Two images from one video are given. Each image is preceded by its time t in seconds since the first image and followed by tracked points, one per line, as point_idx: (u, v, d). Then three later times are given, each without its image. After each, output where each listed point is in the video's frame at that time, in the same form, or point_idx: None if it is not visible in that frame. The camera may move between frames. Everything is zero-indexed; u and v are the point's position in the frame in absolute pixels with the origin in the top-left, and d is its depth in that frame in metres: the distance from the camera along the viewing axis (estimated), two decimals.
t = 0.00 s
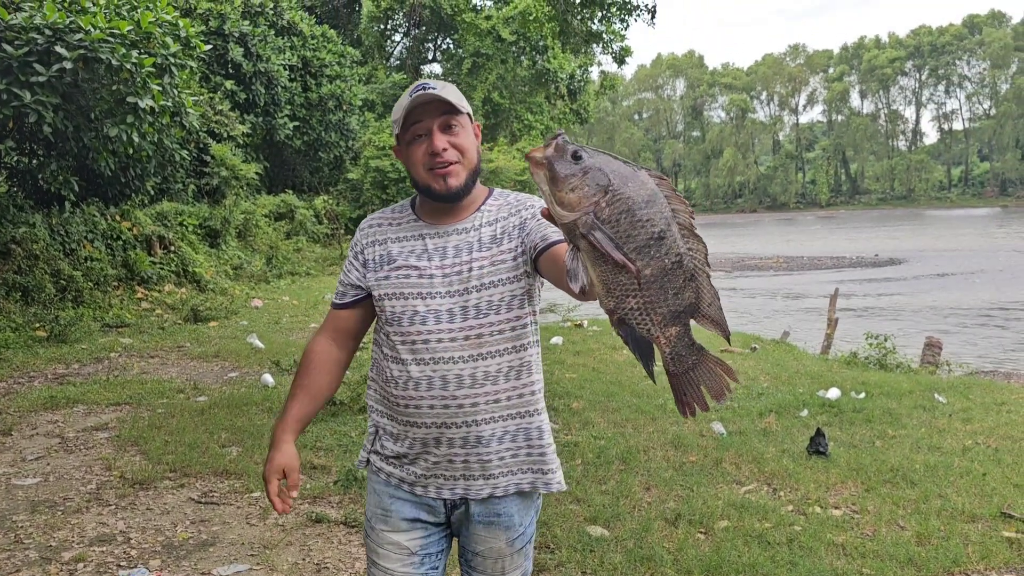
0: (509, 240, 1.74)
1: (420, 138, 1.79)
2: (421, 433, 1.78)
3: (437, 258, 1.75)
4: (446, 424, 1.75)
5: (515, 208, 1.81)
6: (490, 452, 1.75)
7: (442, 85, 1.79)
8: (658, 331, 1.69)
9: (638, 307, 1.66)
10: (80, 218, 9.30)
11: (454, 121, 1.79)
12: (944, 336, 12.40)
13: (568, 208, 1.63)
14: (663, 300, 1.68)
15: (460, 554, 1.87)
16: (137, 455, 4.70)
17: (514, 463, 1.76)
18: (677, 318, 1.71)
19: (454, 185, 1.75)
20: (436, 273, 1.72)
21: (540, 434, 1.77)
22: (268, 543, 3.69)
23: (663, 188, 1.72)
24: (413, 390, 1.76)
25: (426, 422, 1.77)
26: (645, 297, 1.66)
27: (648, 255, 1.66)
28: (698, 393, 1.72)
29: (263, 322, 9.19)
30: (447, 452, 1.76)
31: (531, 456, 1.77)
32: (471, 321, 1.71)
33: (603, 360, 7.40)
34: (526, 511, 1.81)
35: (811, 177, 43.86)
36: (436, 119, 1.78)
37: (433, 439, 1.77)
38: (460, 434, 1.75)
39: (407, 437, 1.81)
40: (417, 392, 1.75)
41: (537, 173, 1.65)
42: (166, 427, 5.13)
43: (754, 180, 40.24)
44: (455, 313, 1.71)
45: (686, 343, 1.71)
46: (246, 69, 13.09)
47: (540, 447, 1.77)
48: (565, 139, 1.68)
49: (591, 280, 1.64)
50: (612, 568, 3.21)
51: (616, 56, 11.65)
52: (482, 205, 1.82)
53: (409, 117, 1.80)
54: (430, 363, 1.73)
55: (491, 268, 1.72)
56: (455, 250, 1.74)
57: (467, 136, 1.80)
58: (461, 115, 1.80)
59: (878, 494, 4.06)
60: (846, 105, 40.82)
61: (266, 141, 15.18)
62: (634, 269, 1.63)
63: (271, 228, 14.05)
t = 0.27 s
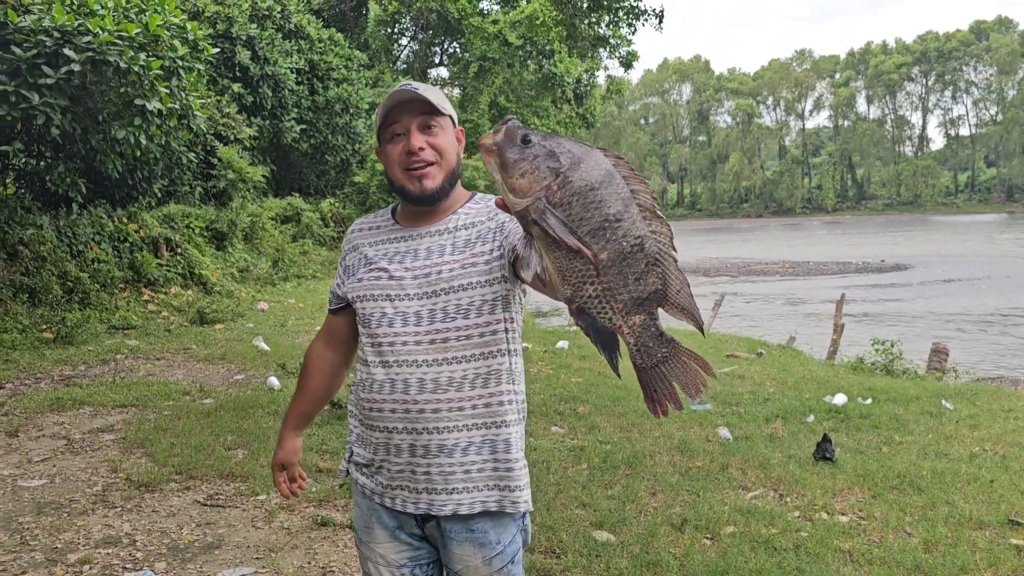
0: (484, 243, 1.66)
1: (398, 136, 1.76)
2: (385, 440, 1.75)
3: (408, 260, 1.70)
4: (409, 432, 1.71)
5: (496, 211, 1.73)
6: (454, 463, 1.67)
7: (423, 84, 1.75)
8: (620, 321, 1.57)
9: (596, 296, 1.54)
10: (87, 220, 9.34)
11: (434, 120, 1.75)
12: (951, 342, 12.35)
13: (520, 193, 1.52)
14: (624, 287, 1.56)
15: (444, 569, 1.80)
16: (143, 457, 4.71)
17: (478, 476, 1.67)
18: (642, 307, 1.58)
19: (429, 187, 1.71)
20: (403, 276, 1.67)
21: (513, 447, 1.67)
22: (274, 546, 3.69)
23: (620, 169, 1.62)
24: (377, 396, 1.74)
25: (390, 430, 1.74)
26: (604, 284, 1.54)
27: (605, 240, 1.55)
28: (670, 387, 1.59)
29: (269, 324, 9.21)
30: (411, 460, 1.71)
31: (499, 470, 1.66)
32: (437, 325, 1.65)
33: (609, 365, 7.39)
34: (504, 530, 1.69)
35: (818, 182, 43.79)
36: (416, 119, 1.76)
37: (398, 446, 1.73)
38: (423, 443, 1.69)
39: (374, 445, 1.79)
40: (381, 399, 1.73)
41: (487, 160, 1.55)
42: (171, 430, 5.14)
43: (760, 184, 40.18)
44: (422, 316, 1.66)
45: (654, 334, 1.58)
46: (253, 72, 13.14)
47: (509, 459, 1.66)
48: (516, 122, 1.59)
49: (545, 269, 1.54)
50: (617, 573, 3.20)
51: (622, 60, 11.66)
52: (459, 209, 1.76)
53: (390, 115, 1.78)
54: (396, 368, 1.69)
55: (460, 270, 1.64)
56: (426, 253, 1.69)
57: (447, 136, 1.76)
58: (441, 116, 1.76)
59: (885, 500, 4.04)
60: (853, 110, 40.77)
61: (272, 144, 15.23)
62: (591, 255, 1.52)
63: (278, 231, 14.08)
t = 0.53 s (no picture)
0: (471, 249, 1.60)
1: (395, 138, 1.72)
2: (362, 444, 1.71)
3: (394, 265, 1.67)
4: (383, 438, 1.66)
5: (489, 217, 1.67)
6: (423, 471, 1.61)
7: (423, 87, 1.70)
8: (587, 321, 1.55)
9: (565, 295, 1.52)
10: (99, 222, 9.39)
11: (431, 124, 1.71)
12: (961, 348, 12.29)
13: (487, 183, 1.49)
14: (592, 286, 1.54)
15: None
16: (153, 458, 4.74)
17: (446, 487, 1.59)
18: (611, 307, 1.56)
19: (424, 191, 1.66)
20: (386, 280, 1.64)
21: (488, 460, 1.57)
22: (284, 548, 3.71)
23: (592, 166, 1.60)
24: (358, 399, 1.71)
25: (366, 434, 1.70)
26: (572, 283, 1.52)
27: (575, 237, 1.53)
28: (635, 390, 1.57)
29: (279, 326, 9.24)
30: (383, 466, 1.66)
31: (470, 482, 1.57)
32: (415, 331, 1.60)
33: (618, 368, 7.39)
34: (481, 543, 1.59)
35: (827, 187, 43.65)
36: (413, 121, 1.71)
37: (372, 452, 1.69)
38: (394, 449, 1.64)
39: (353, 447, 1.75)
40: (360, 402, 1.70)
41: (456, 149, 1.53)
42: (181, 431, 5.17)
43: (769, 189, 40.10)
44: (402, 322, 1.62)
45: (621, 336, 1.56)
46: (264, 75, 13.20)
47: (482, 471, 1.57)
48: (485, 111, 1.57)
49: (510, 265, 1.51)
50: None
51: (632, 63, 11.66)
52: (453, 212, 1.70)
53: (387, 114, 1.73)
54: (376, 374, 1.66)
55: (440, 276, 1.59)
56: (411, 257, 1.65)
57: (443, 142, 1.72)
58: (439, 120, 1.71)
59: (896, 507, 4.02)
60: (863, 115, 40.62)
61: (283, 147, 15.30)
62: (559, 251, 1.49)
63: (287, 233, 14.15)
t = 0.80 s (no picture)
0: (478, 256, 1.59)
1: (412, 137, 1.74)
2: (366, 450, 1.71)
3: (403, 268, 1.66)
4: (384, 446, 1.65)
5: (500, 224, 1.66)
6: (422, 483, 1.60)
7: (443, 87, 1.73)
8: (583, 337, 1.46)
9: (559, 309, 1.43)
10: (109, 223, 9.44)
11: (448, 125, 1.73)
12: (971, 354, 12.23)
13: (475, 190, 1.41)
14: (589, 300, 1.46)
15: None
16: (162, 459, 4.76)
17: (446, 501, 1.57)
18: (607, 323, 1.49)
19: (436, 191, 1.66)
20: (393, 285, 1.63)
21: (488, 476, 1.54)
22: (292, 549, 3.72)
23: (588, 170, 1.51)
24: (362, 405, 1.70)
25: (369, 441, 1.69)
26: (567, 297, 1.43)
27: (570, 247, 1.44)
28: (632, 410, 1.50)
29: (287, 328, 9.27)
30: (383, 475, 1.66)
31: (469, 498, 1.55)
32: (418, 338, 1.59)
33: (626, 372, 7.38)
34: (476, 558, 1.57)
35: (836, 192, 43.53)
36: (430, 121, 1.73)
37: (374, 461, 1.69)
38: (395, 460, 1.63)
39: (359, 453, 1.74)
40: (364, 409, 1.69)
41: (442, 150, 1.43)
42: (190, 432, 5.19)
43: (777, 193, 40.00)
44: (406, 328, 1.61)
45: (618, 352, 1.50)
46: (274, 78, 13.27)
47: (481, 487, 1.54)
48: (474, 108, 1.47)
49: (500, 276, 1.43)
50: None
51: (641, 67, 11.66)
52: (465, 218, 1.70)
53: (404, 113, 1.76)
54: (380, 380, 1.65)
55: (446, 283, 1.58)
56: (420, 261, 1.65)
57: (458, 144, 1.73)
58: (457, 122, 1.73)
59: (906, 513, 4.01)
60: (872, 119, 40.49)
61: (292, 150, 15.36)
62: (553, 264, 1.41)
63: (296, 235, 14.20)
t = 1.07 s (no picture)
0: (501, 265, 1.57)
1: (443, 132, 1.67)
2: (380, 461, 1.69)
3: (425, 272, 1.65)
4: (397, 459, 1.63)
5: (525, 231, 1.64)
6: (433, 500, 1.57)
7: (480, 83, 1.64)
8: (584, 359, 1.33)
9: (556, 328, 1.32)
10: (116, 226, 9.47)
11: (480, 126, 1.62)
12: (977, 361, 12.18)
13: (462, 201, 1.33)
14: (588, 316, 1.33)
15: None
16: (168, 461, 4.77)
17: (457, 523, 1.55)
18: (612, 342, 1.35)
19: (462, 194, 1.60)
20: (415, 290, 1.61)
21: (502, 500, 1.49)
22: (297, 552, 3.72)
23: (586, 173, 1.38)
24: (379, 414, 1.68)
25: (383, 453, 1.67)
26: (564, 314, 1.32)
27: (565, 259, 1.33)
28: (642, 441, 1.35)
29: (292, 331, 9.29)
30: (394, 490, 1.63)
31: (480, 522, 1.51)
32: (435, 349, 1.56)
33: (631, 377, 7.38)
34: None
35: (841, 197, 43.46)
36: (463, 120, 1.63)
37: (386, 474, 1.66)
38: (406, 475, 1.61)
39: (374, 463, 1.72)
40: (381, 417, 1.67)
41: (429, 163, 1.37)
42: (196, 434, 5.21)
43: (783, 198, 39.96)
44: (425, 337, 1.58)
45: (626, 375, 1.35)
46: (280, 81, 13.33)
47: (491, 511, 1.49)
48: (461, 114, 1.40)
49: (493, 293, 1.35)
50: None
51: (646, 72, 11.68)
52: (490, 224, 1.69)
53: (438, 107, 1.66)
54: (397, 389, 1.63)
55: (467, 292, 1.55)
56: (442, 266, 1.63)
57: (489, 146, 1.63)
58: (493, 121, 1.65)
59: (912, 520, 4.00)
60: (879, 125, 40.40)
61: (298, 153, 15.42)
62: (546, 278, 1.30)
63: (301, 239, 14.25)
